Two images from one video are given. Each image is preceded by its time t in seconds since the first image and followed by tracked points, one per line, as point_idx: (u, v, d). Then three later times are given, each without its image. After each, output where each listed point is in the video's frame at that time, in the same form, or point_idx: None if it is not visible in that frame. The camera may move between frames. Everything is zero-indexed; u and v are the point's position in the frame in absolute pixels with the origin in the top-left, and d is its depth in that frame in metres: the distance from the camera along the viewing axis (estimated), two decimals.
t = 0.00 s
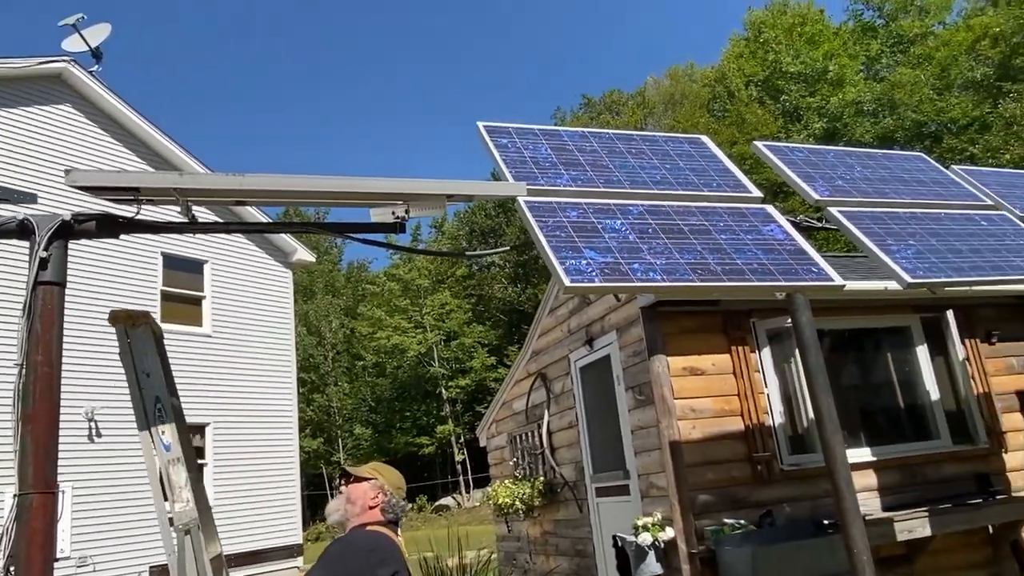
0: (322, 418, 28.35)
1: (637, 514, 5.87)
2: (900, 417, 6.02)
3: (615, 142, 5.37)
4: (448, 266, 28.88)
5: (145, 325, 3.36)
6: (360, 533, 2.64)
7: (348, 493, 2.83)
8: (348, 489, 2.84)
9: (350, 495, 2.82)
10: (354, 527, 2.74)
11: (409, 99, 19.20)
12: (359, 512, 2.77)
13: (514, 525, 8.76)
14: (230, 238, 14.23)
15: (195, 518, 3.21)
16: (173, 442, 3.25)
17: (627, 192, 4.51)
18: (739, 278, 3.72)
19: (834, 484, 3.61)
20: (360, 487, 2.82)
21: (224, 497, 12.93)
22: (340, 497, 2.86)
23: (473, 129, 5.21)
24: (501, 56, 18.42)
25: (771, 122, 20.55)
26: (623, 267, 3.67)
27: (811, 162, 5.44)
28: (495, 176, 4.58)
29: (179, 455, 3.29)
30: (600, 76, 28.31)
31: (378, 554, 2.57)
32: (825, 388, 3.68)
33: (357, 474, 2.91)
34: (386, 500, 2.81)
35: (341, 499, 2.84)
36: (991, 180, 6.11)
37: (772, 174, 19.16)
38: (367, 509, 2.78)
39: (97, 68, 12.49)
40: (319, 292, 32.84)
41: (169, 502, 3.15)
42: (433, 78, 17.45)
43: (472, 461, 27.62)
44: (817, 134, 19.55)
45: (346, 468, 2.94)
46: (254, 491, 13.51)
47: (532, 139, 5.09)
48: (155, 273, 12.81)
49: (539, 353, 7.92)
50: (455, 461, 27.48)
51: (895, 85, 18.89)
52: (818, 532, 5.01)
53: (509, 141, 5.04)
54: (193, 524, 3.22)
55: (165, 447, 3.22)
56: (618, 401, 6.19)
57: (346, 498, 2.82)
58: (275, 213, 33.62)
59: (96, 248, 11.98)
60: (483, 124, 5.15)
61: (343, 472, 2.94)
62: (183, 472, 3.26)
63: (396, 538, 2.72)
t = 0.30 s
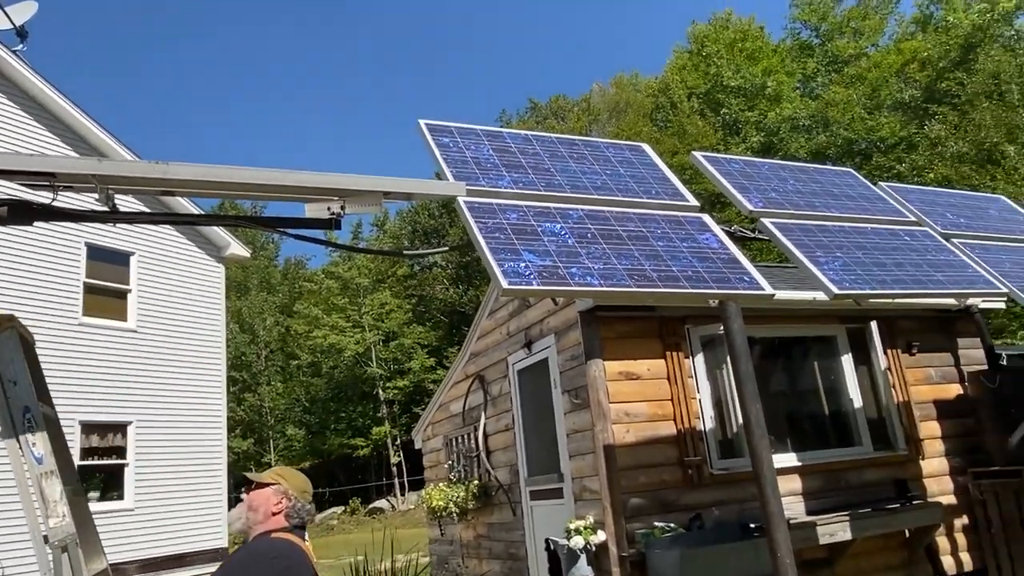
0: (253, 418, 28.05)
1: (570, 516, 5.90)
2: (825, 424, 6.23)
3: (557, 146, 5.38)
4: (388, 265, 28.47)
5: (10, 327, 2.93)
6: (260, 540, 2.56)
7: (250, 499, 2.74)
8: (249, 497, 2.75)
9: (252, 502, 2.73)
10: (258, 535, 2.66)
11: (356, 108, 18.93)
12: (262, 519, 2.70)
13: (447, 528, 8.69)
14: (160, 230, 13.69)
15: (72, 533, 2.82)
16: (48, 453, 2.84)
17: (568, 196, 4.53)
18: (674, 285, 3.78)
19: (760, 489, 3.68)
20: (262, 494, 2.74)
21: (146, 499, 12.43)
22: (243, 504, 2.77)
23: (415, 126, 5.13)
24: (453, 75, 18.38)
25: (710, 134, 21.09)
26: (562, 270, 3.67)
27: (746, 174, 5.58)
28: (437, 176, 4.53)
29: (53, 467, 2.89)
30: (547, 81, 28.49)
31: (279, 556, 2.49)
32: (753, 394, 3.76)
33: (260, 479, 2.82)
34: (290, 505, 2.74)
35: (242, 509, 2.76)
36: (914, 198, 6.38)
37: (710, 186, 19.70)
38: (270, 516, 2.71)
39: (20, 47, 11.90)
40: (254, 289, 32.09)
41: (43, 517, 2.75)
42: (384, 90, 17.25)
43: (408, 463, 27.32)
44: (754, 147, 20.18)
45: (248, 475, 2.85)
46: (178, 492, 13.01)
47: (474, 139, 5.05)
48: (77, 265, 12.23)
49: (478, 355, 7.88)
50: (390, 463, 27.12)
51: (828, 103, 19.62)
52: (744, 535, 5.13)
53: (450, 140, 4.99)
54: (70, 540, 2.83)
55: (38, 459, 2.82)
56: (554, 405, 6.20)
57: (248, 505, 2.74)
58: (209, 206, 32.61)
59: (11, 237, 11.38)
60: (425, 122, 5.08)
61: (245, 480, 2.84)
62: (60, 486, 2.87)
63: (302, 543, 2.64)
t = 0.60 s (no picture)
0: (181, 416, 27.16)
1: (504, 518, 5.86)
2: (755, 427, 6.37)
3: (501, 145, 5.33)
4: (327, 262, 27.89)
5: None
6: (158, 546, 2.44)
7: (146, 506, 2.61)
8: (146, 502, 2.62)
9: (148, 509, 2.60)
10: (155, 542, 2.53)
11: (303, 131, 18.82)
12: (159, 526, 2.57)
13: (379, 531, 8.52)
14: (83, 217, 13.03)
15: None
16: None
17: (509, 195, 4.49)
18: (613, 287, 3.78)
19: (692, 491, 3.71)
20: (159, 498, 2.61)
21: (61, 500, 11.79)
22: (138, 511, 2.64)
23: (355, 118, 5.00)
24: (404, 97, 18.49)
25: (652, 142, 21.46)
26: (501, 269, 3.62)
27: (686, 181, 5.66)
28: (376, 170, 4.42)
29: None
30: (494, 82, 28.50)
31: (179, 560, 2.38)
32: (688, 397, 3.80)
33: (155, 483, 2.69)
34: (190, 509, 2.62)
35: (137, 517, 2.62)
36: (845, 209, 6.60)
37: (651, 193, 20.06)
38: (168, 521, 2.58)
39: None
40: (186, 282, 30.99)
41: None
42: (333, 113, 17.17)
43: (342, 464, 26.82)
44: (694, 157, 20.66)
45: (143, 480, 2.71)
46: (96, 494, 12.37)
47: (415, 134, 4.96)
48: None
49: (416, 354, 7.77)
50: (324, 464, 26.55)
51: (765, 117, 20.26)
52: (676, 537, 5.19)
53: (391, 135, 4.88)
54: None
55: None
56: (492, 406, 6.16)
57: (143, 512, 2.60)
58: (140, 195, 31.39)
59: None
60: (366, 114, 4.96)
61: (140, 486, 2.70)
62: None
63: (204, 547, 2.54)
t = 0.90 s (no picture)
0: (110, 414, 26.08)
1: (444, 520, 5.82)
2: (693, 430, 6.50)
3: (448, 144, 5.28)
4: (269, 258, 27.71)
5: None
6: (86, 547, 2.32)
7: (71, 504, 2.48)
8: (71, 501, 2.49)
9: (73, 508, 2.47)
10: (76, 544, 2.40)
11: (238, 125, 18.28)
12: (83, 527, 2.44)
13: (316, 532, 8.35)
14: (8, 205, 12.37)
15: None
16: None
17: (456, 195, 4.46)
18: (557, 290, 3.79)
19: (630, 491, 3.75)
20: (87, 498, 2.49)
21: None
22: (62, 509, 2.51)
23: (299, 111, 4.87)
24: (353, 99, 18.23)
25: (600, 147, 21.72)
26: (446, 270, 3.59)
27: (631, 186, 5.73)
28: (320, 165, 4.33)
29: None
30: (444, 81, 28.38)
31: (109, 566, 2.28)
32: (628, 399, 3.85)
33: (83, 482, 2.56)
34: (118, 511, 2.51)
35: (61, 516, 2.49)
36: (783, 219, 6.79)
37: (597, 197, 20.30)
38: (94, 522, 2.46)
39: None
40: (118, 276, 29.79)
41: None
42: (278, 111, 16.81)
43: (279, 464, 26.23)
44: (640, 163, 21.00)
45: (71, 478, 2.58)
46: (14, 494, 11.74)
47: (361, 130, 4.87)
48: None
49: (357, 354, 7.65)
50: (260, 464, 25.91)
51: (709, 126, 20.73)
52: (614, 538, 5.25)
53: (336, 130, 4.78)
54: None
55: None
56: (434, 406, 6.10)
57: (68, 511, 2.48)
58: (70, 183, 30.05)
59: None
60: (310, 108, 4.84)
61: (66, 484, 2.57)
62: None
63: (130, 551, 2.44)
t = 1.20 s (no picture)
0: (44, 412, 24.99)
1: (392, 520, 5.78)
2: (641, 429, 6.61)
3: (402, 142, 5.24)
4: (215, 253, 27.07)
5: None
6: (33, 548, 2.24)
7: (16, 501, 2.39)
8: (17, 498, 2.39)
9: (19, 505, 2.38)
10: (19, 544, 2.31)
11: (180, 124, 17.71)
12: (27, 525, 2.34)
13: (260, 533, 8.17)
14: None
15: None
16: None
17: (409, 193, 4.43)
18: (510, 289, 3.80)
19: (578, 490, 3.79)
20: (34, 495, 2.39)
21: None
22: (6, 506, 2.41)
23: (249, 103, 4.76)
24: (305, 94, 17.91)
25: (555, 149, 21.88)
26: (398, 268, 3.56)
27: (584, 189, 5.78)
28: (270, 159, 4.24)
29: None
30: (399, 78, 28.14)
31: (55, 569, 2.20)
32: (578, 398, 3.89)
33: (30, 478, 2.46)
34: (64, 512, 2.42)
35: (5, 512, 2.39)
36: (731, 225, 6.94)
37: (552, 198, 20.44)
38: (39, 521, 2.36)
39: None
40: (55, 268, 28.62)
41: None
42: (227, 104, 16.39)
43: (222, 464, 25.61)
44: (594, 166, 21.25)
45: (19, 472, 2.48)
46: None
47: (313, 125, 4.79)
48: None
49: (306, 352, 7.53)
50: (202, 465, 25.23)
51: (662, 132, 21.07)
52: (562, 536, 5.30)
53: (288, 124, 4.69)
54: None
55: None
56: (384, 406, 6.05)
57: (12, 508, 2.38)
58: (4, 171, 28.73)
59: None
60: (261, 100, 4.72)
61: (12, 481, 2.47)
62: None
63: (75, 553, 2.36)
